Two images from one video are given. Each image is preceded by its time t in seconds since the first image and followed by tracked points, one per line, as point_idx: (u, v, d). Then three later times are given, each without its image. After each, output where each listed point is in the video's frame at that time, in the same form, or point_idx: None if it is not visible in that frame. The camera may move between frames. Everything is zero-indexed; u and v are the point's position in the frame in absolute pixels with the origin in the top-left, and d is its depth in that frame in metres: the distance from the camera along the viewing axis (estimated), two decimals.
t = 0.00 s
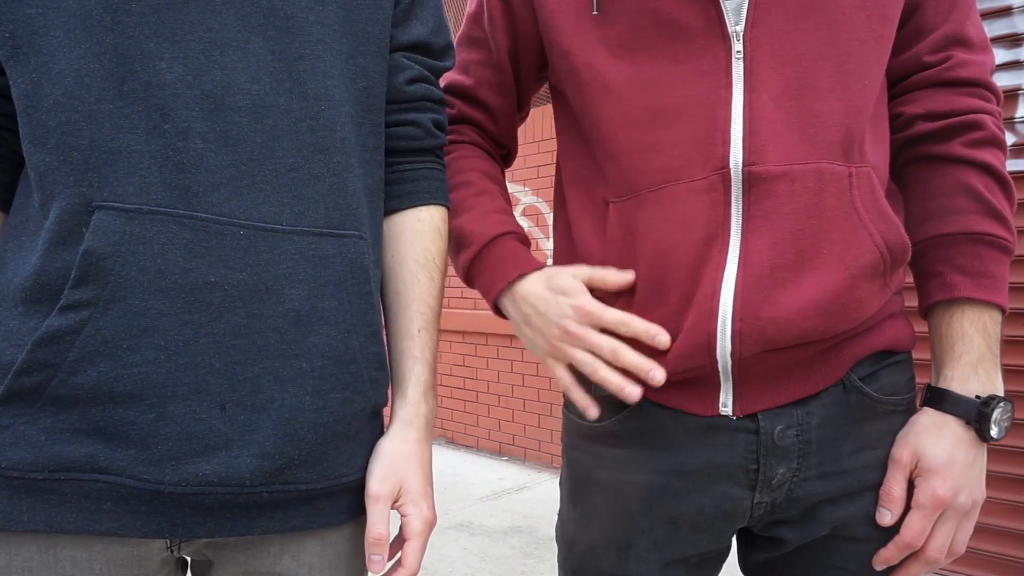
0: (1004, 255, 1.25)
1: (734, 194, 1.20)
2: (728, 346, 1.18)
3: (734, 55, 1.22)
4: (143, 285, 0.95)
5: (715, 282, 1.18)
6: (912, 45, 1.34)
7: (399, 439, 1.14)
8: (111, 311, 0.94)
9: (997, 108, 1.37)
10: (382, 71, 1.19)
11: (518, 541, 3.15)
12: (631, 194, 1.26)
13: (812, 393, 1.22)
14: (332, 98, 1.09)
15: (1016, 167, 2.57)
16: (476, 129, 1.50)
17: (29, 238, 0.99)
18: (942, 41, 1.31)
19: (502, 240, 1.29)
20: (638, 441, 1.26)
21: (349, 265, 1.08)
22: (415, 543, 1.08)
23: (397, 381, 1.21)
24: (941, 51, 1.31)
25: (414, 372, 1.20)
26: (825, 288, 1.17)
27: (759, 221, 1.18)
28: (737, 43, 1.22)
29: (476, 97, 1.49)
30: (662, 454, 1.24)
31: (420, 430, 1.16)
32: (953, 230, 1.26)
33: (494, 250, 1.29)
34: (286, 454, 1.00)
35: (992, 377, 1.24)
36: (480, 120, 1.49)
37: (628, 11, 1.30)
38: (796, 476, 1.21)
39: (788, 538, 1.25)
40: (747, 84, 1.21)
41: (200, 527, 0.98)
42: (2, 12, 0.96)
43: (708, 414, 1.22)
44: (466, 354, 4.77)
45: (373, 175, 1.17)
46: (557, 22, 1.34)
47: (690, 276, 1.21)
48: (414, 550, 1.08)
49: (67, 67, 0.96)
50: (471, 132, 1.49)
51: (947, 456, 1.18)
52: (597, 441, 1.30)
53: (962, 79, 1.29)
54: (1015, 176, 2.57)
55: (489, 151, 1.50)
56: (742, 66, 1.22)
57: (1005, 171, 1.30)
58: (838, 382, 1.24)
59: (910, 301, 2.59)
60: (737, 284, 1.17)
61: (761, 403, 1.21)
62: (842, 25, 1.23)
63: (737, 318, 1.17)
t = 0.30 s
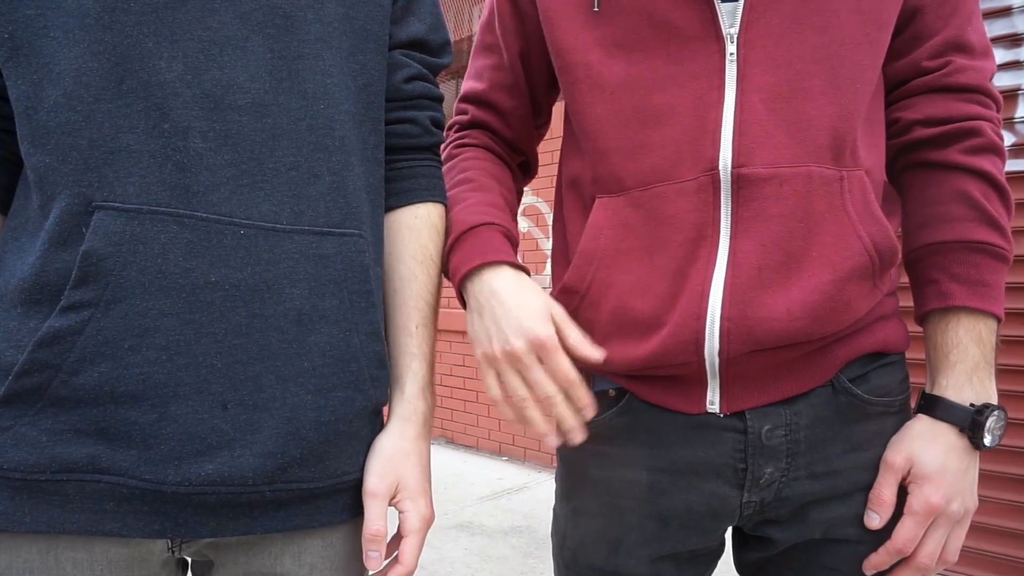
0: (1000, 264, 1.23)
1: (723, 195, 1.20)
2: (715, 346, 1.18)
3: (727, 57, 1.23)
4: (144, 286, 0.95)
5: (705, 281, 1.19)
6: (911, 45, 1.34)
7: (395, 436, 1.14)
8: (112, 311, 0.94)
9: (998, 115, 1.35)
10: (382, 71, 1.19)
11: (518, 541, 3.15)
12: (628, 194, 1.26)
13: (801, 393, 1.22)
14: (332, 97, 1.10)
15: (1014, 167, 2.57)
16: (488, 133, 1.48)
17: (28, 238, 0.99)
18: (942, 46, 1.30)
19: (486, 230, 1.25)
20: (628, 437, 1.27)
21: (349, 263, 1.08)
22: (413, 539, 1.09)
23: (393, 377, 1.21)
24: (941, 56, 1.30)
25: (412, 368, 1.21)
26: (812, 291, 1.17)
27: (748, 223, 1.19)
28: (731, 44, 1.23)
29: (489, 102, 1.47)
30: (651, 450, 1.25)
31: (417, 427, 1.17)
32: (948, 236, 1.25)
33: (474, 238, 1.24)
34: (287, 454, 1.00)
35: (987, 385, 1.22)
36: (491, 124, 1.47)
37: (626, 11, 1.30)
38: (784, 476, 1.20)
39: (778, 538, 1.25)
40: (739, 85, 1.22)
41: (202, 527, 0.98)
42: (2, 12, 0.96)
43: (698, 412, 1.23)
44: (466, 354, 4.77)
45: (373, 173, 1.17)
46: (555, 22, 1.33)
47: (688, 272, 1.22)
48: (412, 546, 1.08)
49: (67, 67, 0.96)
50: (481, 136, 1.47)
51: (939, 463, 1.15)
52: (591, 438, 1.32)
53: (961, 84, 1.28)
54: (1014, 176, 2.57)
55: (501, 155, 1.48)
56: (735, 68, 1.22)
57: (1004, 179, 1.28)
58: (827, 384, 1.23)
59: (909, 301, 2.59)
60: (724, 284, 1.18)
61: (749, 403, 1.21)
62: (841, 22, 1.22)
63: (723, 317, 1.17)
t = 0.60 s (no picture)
0: (999, 262, 1.23)
1: (723, 195, 1.21)
2: (715, 345, 1.18)
3: (727, 57, 1.23)
4: (144, 284, 0.95)
5: (705, 281, 1.19)
6: (910, 46, 1.34)
7: (393, 434, 1.12)
8: (112, 310, 0.94)
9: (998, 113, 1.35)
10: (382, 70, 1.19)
11: (518, 542, 3.14)
12: (628, 193, 1.26)
13: (801, 393, 1.21)
14: (332, 97, 1.09)
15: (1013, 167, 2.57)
16: (512, 136, 1.45)
17: (27, 236, 0.98)
18: (941, 46, 1.30)
19: (498, 206, 1.24)
20: (628, 437, 1.27)
21: (349, 263, 1.08)
22: (412, 539, 1.08)
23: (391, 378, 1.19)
24: (940, 56, 1.31)
25: (410, 368, 1.19)
26: (813, 290, 1.17)
27: (748, 223, 1.19)
28: (731, 45, 1.23)
29: (509, 107, 1.45)
30: (652, 449, 1.25)
31: (416, 426, 1.16)
32: (947, 236, 1.25)
33: (488, 212, 1.23)
34: (288, 453, 1.00)
35: (986, 385, 1.22)
36: (513, 127, 1.45)
37: (627, 11, 1.30)
38: (785, 476, 1.20)
39: (779, 539, 1.24)
40: (739, 86, 1.22)
41: (203, 527, 0.97)
42: (3, 9, 0.95)
43: (697, 413, 1.23)
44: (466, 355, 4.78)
45: (373, 173, 1.17)
46: (555, 22, 1.33)
47: (689, 272, 1.22)
48: (410, 547, 1.08)
49: (68, 64, 0.95)
50: (504, 139, 1.45)
51: (939, 463, 1.16)
52: (591, 439, 1.32)
53: (960, 84, 1.28)
54: (1013, 176, 2.57)
55: (527, 157, 1.45)
56: (735, 69, 1.23)
57: (1003, 178, 1.28)
58: (827, 383, 1.23)
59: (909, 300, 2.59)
60: (725, 284, 1.18)
61: (749, 402, 1.21)
62: (842, 23, 1.22)
63: (723, 316, 1.17)
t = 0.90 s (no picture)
0: (1000, 263, 1.23)
1: (723, 194, 1.21)
2: (716, 345, 1.18)
3: (727, 57, 1.23)
4: (143, 284, 0.95)
5: (705, 281, 1.19)
6: (910, 46, 1.34)
7: (388, 429, 1.12)
8: (111, 310, 0.94)
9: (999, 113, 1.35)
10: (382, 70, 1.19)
11: (518, 541, 3.14)
12: (627, 193, 1.26)
13: (800, 393, 1.21)
14: (331, 97, 1.10)
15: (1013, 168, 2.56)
16: (512, 135, 1.45)
17: (27, 235, 0.98)
18: (942, 46, 1.30)
19: (493, 202, 1.24)
20: (628, 437, 1.27)
21: (348, 262, 1.08)
22: (406, 538, 1.07)
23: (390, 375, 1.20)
24: (941, 55, 1.30)
25: (408, 364, 1.20)
26: (814, 290, 1.17)
27: (748, 224, 1.19)
28: (730, 44, 1.23)
29: (509, 107, 1.45)
30: (652, 450, 1.25)
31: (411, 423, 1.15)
32: (948, 236, 1.25)
33: (482, 210, 1.23)
34: (287, 452, 1.00)
35: (987, 386, 1.22)
36: (514, 126, 1.45)
37: (627, 11, 1.30)
38: (786, 476, 1.20)
39: (779, 539, 1.24)
40: (739, 86, 1.22)
41: (201, 526, 0.97)
42: (3, 10, 0.95)
43: (697, 412, 1.23)
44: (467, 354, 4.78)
45: (373, 172, 1.17)
46: (555, 22, 1.33)
47: (688, 272, 1.22)
48: (403, 544, 1.07)
49: (67, 64, 0.96)
50: (504, 138, 1.45)
51: (939, 464, 1.15)
52: (592, 439, 1.32)
53: (961, 84, 1.27)
54: (1012, 176, 2.57)
55: (528, 155, 1.45)
56: (735, 69, 1.22)
57: (1004, 178, 1.28)
58: (828, 383, 1.22)
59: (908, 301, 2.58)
60: (726, 283, 1.18)
61: (750, 402, 1.21)
62: (843, 22, 1.22)
63: (724, 316, 1.18)
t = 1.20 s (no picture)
0: (999, 264, 1.23)
1: (723, 194, 1.21)
2: (716, 345, 1.19)
3: (726, 56, 1.23)
4: (144, 284, 0.96)
5: (704, 281, 1.20)
6: (909, 46, 1.35)
7: (368, 389, 1.04)
8: (112, 310, 0.94)
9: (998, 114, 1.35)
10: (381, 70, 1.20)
11: (518, 541, 3.15)
12: (627, 193, 1.26)
13: (801, 393, 1.21)
14: (330, 97, 1.10)
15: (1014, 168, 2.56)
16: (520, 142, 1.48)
17: (28, 236, 0.99)
18: (940, 46, 1.30)
19: (467, 229, 1.28)
20: (629, 437, 1.28)
21: (348, 262, 1.08)
22: (371, 502, 0.95)
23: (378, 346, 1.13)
24: (940, 55, 1.31)
25: (395, 330, 1.13)
26: (814, 290, 1.17)
27: (747, 223, 1.20)
28: (729, 44, 1.23)
29: (515, 114, 1.48)
30: (653, 450, 1.25)
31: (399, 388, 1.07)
32: (947, 237, 1.25)
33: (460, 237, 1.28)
34: (287, 452, 1.01)
35: (986, 386, 1.22)
36: (519, 134, 1.47)
37: (626, 11, 1.30)
38: (787, 476, 1.20)
39: (780, 539, 1.25)
40: (738, 85, 1.22)
41: (203, 525, 0.98)
42: (3, 11, 0.96)
43: (698, 412, 1.23)
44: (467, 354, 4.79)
45: (373, 172, 1.17)
46: (554, 22, 1.34)
47: (688, 271, 1.22)
48: (370, 505, 0.94)
49: (67, 65, 0.96)
50: (511, 148, 1.48)
51: (938, 465, 1.16)
52: (592, 439, 1.32)
53: (958, 86, 1.28)
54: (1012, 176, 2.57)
55: (534, 161, 1.47)
56: (734, 68, 1.23)
57: (1003, 179, 1.28)
58: (829, 383, 1.22)
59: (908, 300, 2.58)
60: (726, 283, 1.19)
61: (751, 402, 1.21)
62: (842, 21, 1.22)
63: (724, 316, 1.18)
